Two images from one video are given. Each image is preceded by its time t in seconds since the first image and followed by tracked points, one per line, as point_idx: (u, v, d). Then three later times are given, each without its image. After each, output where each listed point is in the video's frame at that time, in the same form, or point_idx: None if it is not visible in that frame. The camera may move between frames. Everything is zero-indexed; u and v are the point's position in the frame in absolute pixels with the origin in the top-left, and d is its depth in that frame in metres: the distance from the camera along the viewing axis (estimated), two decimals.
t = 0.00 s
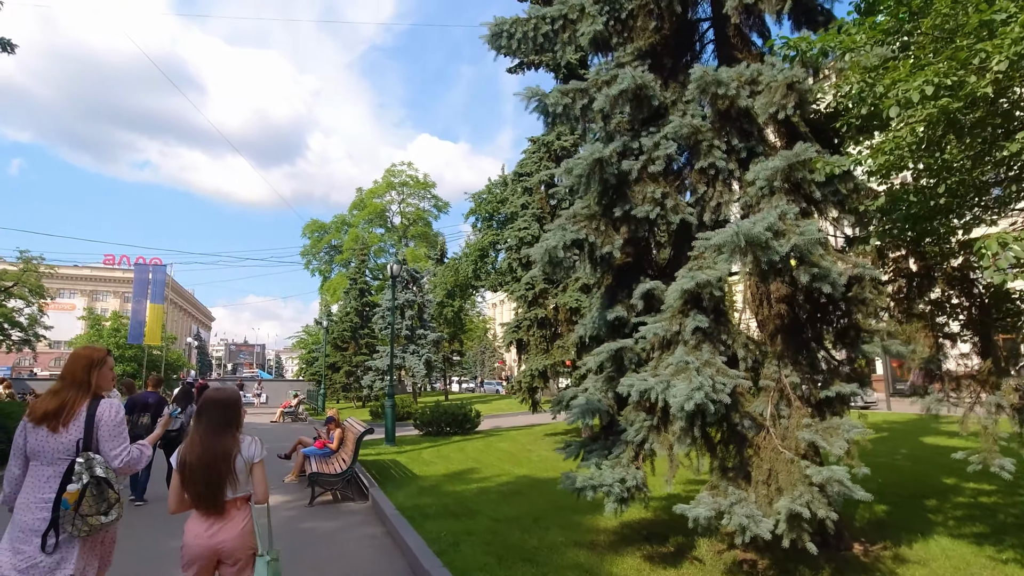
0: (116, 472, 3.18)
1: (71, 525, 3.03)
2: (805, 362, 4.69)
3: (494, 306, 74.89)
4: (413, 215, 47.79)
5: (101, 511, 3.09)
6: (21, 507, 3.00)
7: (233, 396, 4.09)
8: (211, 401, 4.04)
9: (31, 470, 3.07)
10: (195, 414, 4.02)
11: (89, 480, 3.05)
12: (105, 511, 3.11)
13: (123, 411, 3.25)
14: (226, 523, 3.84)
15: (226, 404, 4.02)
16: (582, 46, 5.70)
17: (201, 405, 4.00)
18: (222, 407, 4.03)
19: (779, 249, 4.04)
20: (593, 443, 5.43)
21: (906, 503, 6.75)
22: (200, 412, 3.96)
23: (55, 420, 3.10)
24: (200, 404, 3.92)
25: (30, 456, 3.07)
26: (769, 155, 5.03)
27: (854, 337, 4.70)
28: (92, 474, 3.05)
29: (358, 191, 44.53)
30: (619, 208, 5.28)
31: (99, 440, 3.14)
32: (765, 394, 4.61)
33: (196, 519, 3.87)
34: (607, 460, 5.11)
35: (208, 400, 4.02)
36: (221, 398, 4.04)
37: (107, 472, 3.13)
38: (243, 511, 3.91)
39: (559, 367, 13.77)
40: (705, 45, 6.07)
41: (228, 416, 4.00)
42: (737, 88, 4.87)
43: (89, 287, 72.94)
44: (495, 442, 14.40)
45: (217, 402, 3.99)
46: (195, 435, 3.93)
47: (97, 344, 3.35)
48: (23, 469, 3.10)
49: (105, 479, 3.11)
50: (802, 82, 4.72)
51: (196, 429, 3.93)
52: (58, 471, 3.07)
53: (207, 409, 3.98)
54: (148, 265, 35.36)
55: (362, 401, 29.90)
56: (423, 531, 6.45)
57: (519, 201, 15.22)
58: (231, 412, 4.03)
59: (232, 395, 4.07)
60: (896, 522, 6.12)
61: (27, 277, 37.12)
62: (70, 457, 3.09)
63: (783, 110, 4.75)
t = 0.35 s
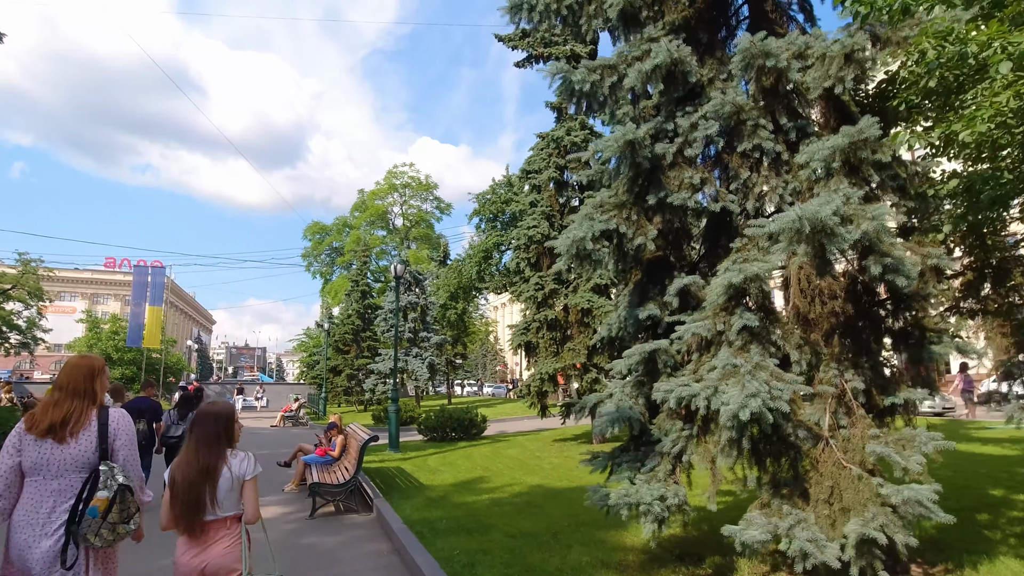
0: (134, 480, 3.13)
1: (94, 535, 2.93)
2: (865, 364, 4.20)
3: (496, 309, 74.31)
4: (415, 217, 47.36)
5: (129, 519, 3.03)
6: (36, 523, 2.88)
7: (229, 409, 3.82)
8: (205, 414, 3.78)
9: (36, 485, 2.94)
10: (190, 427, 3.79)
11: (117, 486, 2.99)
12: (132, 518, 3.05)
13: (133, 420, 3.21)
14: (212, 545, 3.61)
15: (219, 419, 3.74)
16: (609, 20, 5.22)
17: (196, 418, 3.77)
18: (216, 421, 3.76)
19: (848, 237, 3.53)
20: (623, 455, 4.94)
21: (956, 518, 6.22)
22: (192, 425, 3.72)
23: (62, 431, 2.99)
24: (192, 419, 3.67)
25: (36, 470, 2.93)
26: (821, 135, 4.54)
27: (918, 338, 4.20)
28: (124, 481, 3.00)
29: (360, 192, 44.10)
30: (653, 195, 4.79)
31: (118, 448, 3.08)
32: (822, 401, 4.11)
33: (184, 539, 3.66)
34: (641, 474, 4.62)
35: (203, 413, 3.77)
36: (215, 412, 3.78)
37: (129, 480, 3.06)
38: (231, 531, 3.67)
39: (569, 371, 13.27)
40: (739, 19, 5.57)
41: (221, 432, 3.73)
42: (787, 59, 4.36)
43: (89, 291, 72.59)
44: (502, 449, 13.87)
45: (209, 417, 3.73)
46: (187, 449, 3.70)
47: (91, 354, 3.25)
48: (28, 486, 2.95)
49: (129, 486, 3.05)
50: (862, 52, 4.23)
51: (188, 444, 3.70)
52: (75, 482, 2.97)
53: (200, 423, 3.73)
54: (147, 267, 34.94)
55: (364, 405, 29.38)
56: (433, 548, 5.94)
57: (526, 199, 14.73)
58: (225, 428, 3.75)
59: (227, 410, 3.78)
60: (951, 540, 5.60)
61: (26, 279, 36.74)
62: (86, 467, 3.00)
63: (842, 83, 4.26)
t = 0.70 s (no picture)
0: (124, 487, 2.95)
1: (88, 546, 2.78)
2: (947, 371, 3.67)
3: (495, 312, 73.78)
4: (415, 219, 46.86)
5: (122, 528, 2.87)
6: (17, 538, 2.67)
7: (217, 409, 3.32)
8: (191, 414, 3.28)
9: (17, 496, 2.74)
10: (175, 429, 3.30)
11: (108, 495, 2.81)
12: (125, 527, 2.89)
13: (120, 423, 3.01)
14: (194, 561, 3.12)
15: (205, 420, 3.24)
16: None
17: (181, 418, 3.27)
18: (202, 422, 3.26)
19: (942, 219, 2.99)
20: (659, 470, 4.41)
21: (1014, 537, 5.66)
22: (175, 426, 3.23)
23: (42, 439, 2.78)
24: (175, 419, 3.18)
25: (16, 481, 2.73)
26: (886, 108, 4.02)
27: (1005, 339, 3.67)
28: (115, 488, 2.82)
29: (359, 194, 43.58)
30: (693, 177, 4.28)
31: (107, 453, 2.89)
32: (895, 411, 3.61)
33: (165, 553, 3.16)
34: (682, 493, 4.09)
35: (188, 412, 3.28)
36: (202, 411, 3.28)
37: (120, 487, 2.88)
38: (217, 548, 3.15)
39: (578, 375, 12.76)
40: None
41: (208, 434, 3.23)
42: (851, 23, 3.83)
43: (85, 294, 72.07)
44: (508, 456, 13.32)
45: (195, 416, 3.23)
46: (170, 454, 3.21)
47: (69, 355, 3.01)
48: (9, 496, 2.74)
49: (120, 495, 2.87)
50: (936, 11, 3.75)
51: (171, 447, 3.20)
52: (61, 493, 2.78)
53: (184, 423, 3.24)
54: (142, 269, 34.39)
55: (363, 409, 28.79)
56: (442, 570, 5.40)
57: (532, 196, 14.21)
58: (212, 430, 3.25)
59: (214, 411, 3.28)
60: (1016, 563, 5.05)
61: (20, 281, 36.20)
62: (72, 477, 2.80)
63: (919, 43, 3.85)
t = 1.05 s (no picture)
0: (114, 499, 2.93)
1: (72, 562, 2.76)
2: None
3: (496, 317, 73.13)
4: (414, 222, 46.39)
5: (108, 543, 2.84)
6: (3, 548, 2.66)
7: (225, 421, 3.44)
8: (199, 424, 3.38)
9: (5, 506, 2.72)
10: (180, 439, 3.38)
11: (95, 509, 2.79)
12: (112, 543, 2.86)
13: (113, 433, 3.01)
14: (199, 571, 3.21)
15: (217, 432, 3.36)
16: None
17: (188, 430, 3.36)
18: (212, 434, 3.37)
19: None
20: (710, 481, 3.93)
21: None
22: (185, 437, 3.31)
23: (33, 447, 2.77)
24: (186, 432, 3.26)
25: (5, 491, 2.72)
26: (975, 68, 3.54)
27: None
28: (102, 502, 2.80)
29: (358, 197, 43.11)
30: (748, 152, 3.81)
31: (97, 465, 2.88)
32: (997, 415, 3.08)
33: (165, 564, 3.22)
34: (740, 509, 3.61)
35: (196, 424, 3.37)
36: (212, 423, 3.39)
37: (107, 499, 2.85)
38: (223, 558, 3.28)
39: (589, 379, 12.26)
40: None
41: (219, 447, 3.35)
42: None
43: (82, 298, 71.44)
44: (515, 464, 12.77)
45: (206, 430, 3.33)
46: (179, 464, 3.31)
47: (65, 361, 3.03)
48: None
49: (107, 508, 2.83)
50: None
51: (181, 458, 3.30)
52: (49, 505, 2.76)
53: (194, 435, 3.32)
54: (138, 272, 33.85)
55: (362, 415, 28.19)
56: None
57: (540, 193, 13.72)
58: (222, 443, 3.36)
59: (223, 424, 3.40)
60: None
61: (14, 284, 35.66)
62: (62, 488, 2.80)
63: None
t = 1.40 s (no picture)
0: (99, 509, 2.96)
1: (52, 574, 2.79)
2: None
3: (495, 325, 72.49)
4: (412, 228, 45.92)
5: (89, 557, 2.86)
6: None
7: (219, 429, 3.30)
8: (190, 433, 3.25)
9: None
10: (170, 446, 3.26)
11: (79, 520, 2.84)
12: (94, 556, 2.88)
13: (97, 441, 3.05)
14: None
15: (209, 440, 3.22)
16: None
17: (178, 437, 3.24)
18: (203, 442, 3.24)
19: None
20: (765, 506, 3.47)
21: None
22: (175, 445, 3.19)
23: (20, 453, 2.81)
24: (175, 440, 3.15)
25: None
26: None
27: None
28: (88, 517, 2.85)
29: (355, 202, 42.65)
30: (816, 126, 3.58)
31: (85, 475, 2.93)
32: None
33: None
34: (807, 539, 3.16)
35: (186, 430, 3.25)
36: (203, 429, 3.26)
37: (92, 511, 2.89)
38: (215, 570, 3.16)
39: (598, 387, 11.72)
40: None
41: (211, 454, 3.21)
42: None
43: (75, 305, 70.71)
44: (520, 476, 12.23)
45: (196, 438, 3.20)
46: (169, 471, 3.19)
47: (57, 363, 3.04)
48: None
49: (91, 519, 2.87)
50: None
51: (169, 466, 3.17)
52: (34, 512, 2.81)
53: (183, 442, 3.20)
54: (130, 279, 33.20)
55: (359, 424, 27.57)
56: None
57: (545, 195, 13.25)
58: (214, 450, 3.23)
59: (215, 432, 3.26)
60: None
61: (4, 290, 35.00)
62: (48, 496, 2.84)
63: None
